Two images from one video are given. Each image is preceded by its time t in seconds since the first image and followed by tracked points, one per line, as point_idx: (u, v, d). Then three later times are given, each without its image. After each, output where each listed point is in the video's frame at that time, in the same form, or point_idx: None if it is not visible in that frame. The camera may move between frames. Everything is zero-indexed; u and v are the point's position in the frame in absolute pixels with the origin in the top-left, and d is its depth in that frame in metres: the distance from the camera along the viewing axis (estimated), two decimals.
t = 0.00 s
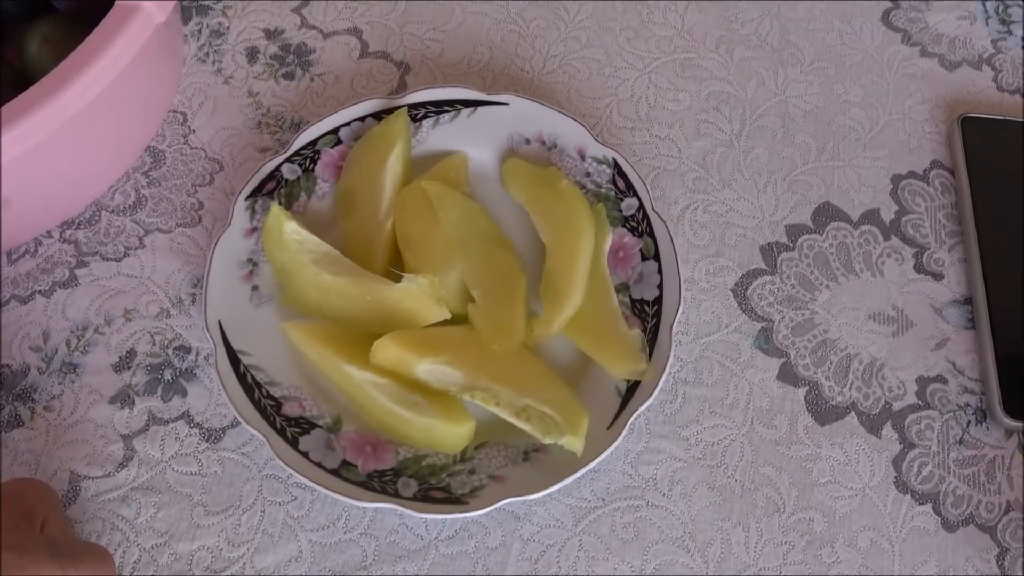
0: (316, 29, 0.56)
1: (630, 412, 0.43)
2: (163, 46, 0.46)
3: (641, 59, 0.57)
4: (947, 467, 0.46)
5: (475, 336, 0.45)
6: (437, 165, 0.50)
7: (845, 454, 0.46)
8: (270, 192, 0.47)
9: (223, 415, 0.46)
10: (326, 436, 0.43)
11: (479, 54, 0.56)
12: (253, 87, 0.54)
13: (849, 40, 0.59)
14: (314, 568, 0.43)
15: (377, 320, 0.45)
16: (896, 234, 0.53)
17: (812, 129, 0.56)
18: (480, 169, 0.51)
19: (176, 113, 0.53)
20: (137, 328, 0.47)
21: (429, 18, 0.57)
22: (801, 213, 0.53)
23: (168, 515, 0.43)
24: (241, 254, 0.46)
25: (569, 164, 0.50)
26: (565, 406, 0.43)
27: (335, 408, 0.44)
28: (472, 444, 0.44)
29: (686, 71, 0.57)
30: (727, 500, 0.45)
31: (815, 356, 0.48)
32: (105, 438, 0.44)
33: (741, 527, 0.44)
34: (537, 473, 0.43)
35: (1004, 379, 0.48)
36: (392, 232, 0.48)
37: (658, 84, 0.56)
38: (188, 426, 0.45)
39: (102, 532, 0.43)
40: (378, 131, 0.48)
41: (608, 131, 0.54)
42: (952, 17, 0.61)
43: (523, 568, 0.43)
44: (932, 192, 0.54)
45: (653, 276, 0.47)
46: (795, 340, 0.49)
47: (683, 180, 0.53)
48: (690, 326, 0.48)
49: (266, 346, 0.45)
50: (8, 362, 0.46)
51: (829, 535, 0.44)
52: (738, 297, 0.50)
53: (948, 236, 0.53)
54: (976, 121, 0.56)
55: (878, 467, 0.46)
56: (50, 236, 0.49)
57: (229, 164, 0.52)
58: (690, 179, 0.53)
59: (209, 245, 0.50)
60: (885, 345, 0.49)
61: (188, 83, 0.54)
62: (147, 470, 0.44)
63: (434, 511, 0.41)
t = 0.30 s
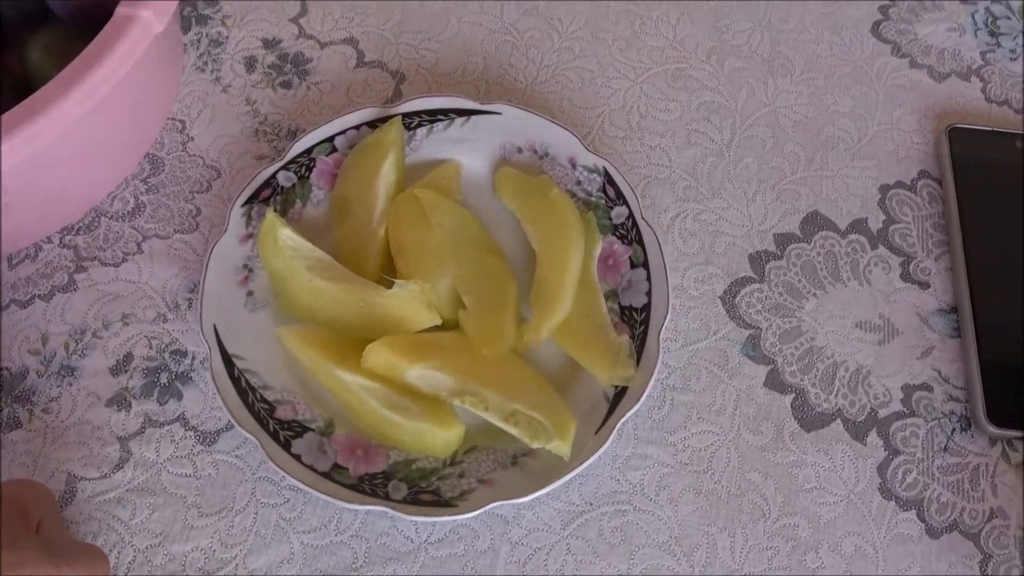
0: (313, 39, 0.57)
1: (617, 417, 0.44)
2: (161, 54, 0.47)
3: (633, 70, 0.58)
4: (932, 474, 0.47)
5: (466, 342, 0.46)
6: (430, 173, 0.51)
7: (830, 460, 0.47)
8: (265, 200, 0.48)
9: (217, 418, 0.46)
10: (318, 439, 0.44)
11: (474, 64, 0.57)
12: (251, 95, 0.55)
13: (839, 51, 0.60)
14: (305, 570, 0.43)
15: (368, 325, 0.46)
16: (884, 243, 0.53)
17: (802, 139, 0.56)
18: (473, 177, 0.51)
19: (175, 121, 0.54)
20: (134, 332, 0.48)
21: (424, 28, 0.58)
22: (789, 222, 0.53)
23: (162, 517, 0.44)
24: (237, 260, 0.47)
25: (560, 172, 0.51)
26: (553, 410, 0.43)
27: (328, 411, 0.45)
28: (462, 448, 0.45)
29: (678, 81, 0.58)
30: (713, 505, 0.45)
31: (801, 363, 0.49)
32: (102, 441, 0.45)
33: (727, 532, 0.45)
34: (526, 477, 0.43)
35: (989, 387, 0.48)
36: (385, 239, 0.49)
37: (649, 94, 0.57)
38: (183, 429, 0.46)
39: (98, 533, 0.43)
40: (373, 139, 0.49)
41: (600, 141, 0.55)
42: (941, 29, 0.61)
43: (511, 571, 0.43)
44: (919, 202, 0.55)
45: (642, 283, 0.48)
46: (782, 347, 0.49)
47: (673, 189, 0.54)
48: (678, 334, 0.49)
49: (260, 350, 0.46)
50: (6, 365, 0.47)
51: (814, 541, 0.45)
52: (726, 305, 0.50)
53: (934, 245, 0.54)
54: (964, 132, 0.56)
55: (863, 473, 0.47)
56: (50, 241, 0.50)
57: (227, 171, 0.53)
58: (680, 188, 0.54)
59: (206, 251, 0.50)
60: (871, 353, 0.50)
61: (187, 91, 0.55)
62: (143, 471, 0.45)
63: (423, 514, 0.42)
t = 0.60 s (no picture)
0: (317, 60, 0.59)
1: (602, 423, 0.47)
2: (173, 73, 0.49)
3: (623, 91, 0.60)
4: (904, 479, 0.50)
5: (458, 349, 0.48)
6: (427, 188, 0.52)
7: (811, 466, 0.50)
8: (269, 214, 0.50)
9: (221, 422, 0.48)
10: (316, 441, 0.46)
11: (470, 85, 0.60)
12: (257, 114, 0.57)
13: (821, 74, 0.62)
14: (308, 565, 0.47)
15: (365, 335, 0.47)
16: (852, 271, 0.55)
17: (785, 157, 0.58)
18: (469, 190, 0.53)
19: (184, 137, 0.56)
20: (143, 339, 0.50)
21: (424, 50, 0.60)
22: (772, 237, 0.56)
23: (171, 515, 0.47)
24: (241, 270, 0.48)
25: (553, 186, 0.52)
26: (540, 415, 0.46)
27: (325, 415, 0.47)
28: (455, 451, 0.46)
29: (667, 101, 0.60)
30: (698, 507, 0.48)
31: (783, 372, 0.52)
32: (112, 444, 0.47)
33: (710, 532, 0.48)
34: (514, 478, 0.46)
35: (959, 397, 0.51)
36: (382, 249, 0.51)
37: (638, 116, 0.59)
38: (189, 432, 0.48)
39: (108, 530, 0.46)
40: (372, 157, 0.52)
41: (591, 159, 0.58)
42: (922, 51, 0.63)
43: (504, 567, 0.47)
44: (897, 218, 0.57)
45: (630, 295, 0.50)
46: (764, 356, 0.52)
47: (662, 205, 0.56)
48: (665, 343, 0.52)
49: (261, 356, 0.48)
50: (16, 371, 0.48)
51: (795, 542, 0.48)
52: (711, 315, 0.53)
53: (910, 259, 0.56)
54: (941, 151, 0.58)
55: (840, 476, 0.50)
56: (61, 251, 0.51)
57: (233, 187, 0.55)
58: (668, 205, 0.56)
59: (212, 262, 0.53)
60: (847, 363, 0.53)
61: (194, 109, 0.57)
62: (151, 472, 0.47)
63: (419, 513, 0.45)
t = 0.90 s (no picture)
0: (305, 92, 0.60)
1: (594, 451, 0.46)
2: (158, 107, 0.51)
3: (609, 117, 0.60)
4: (902, 503, 0.49)
5: (447, 379, 0.48)
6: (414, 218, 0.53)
7: (802, 490, 0.48)
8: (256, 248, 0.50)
9: (209, 457, 0.48)
10: (305, 476, 0.46)
11: (456, 114, 0.60)
12: (245, 147, 0.58)
13: (807, 96, 0.61)
14: None
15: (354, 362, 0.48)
16: (852, 280, 0.55)
17: (773, 182, 0.58)
18: (456, 222, 0.54)
19: (172, 172, 0.57)
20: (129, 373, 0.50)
21: (410, 81, 0.61)
22: (760, 262, 0.55)
23: (155, 554, 0.46)
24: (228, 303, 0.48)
25: (539, 217, 0.53)
26: (530, 444, 0.45)
27: (314, 449, 0.47)
28: (444, 483, 0.46)
29: (652, 127, 0.60)
30: (689, 536, 0.47)
31: (774, 398, 0.51)
32: (97, 480, 0.47)
33: (702, 562, 0.46)
34: (505, 510, 0.45)
35: (955, 419, 0.50)
36: (370, 282, 0.52)
37: (625, 141, 0.59)
38: (176, 468, 0.47)
39: (92, 570, 0.45)
40: (358, 187, 0.52)
41: (578, 186, 0.57)
42: (906, 73, 0.63)
43: None
44: (887, 240, 0.56)
45: (617, 322, 0.50)
46: (755, 382, 0.51)
47: (648, 231, 0.55)
48: (654, 369, 0.51)
49: (250, 391, 0.48)
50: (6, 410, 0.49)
51: (787, 570, 0.47)
52: (700, 341, 0.52)
53: (901, 281, 0.55)
54: (929, 172, 0.57)
55: (834, 503, 0.48)
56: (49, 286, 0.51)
57: (221, 220, 0.56)
58: (655, 230, 0.56)
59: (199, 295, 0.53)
60: (841, 386, 0.51)
61: (183, 143, 0.58)
62: (136, 510, 0.46)
63: (407, 548, 0.43)
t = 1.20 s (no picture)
0: (308, 99, 0.60)
1: (599, 457, 0.46)
2: (162, 113, 0.51)
3: (613, 124, 0.60)
4: (906, 508, 0.49)
5: (452, 385, 0.48)
6: (418, 225, 0.53)
7: (807, 496, 0.48)
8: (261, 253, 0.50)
9: (215, 463, 0.48)
10: (311, 482, 0.46)
11: (460, 120, 0.60)
12: (249, 153, 0.58)
13: (809, 102, 0.62)
14: None
15: (359, 368, 0.48)
16: (855, 286, 0.55)
17: (775, 188, 0.58)
18: (459, 228, 0.54)
19: (177, 178, 0.57)
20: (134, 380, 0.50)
21: (414, 87, 0.61)
22: (764, 267, 0.55)
23: (161, 560, 0.45)
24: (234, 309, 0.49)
25: (543, 223, 0.53)
26: (535, 450, 0.45)
27: (319, 455, 0.47)
28: (450, 489, 0.46)
29: (655, 134, 0.60)
30: (694, 541, 0.47)
31: (778, 403, 0.51)
32: (103, 487, 0.47)
33: (708, 568, 0.46)
34: (510, 516, 0.45)
35: (959, 424, 0.50)
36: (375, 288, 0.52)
37: (629, 147, 0.59)
38: (181, 474, 0.47)
39: None
40: (363, 194, 0.52)
41: (582, 192, 0.58)
42: (908, 79, 0.63)
43: None
44: (890, 245, 0.57)
45: (621, 327, 0.50)
46: (759, 387, 0.51)
47: (652, 236, 0.56)
48: (658, 374, 0.51)
49: (256, 397, 0.48)
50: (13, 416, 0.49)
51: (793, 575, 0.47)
52: (704, 347, 0.52)
53: (905, 286, 0.55)
54: (930, 178, 0.58)
55: (839, 508, 0.48)
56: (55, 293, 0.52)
57: (226, 227, 0.56)
58: (659, 236, 0.56)
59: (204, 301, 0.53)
60: (845, 391, 0.51)
61: (188, 150, 0.58)
62: (142, 516, 0.46)
63: (412, 554, 0.43)
